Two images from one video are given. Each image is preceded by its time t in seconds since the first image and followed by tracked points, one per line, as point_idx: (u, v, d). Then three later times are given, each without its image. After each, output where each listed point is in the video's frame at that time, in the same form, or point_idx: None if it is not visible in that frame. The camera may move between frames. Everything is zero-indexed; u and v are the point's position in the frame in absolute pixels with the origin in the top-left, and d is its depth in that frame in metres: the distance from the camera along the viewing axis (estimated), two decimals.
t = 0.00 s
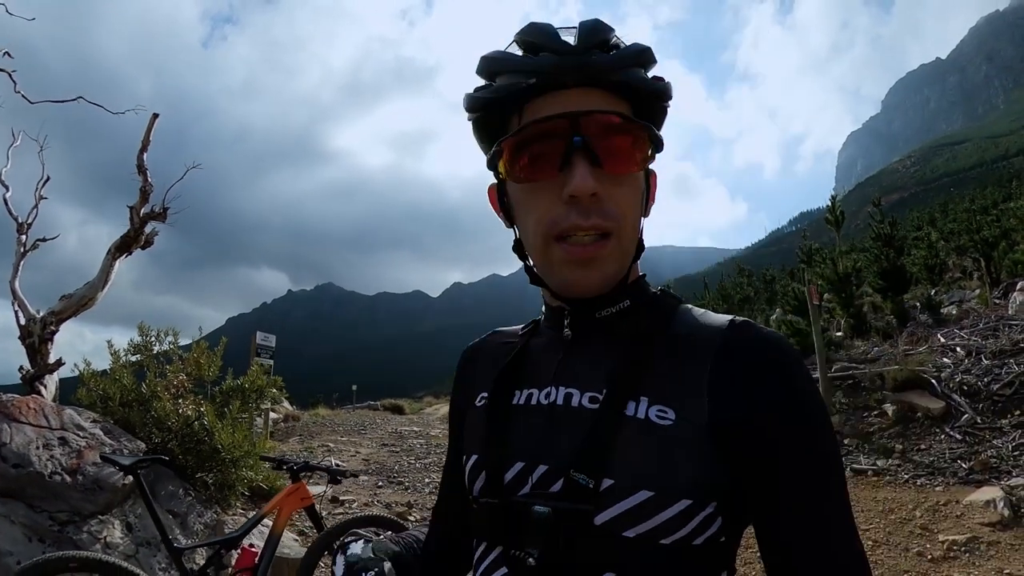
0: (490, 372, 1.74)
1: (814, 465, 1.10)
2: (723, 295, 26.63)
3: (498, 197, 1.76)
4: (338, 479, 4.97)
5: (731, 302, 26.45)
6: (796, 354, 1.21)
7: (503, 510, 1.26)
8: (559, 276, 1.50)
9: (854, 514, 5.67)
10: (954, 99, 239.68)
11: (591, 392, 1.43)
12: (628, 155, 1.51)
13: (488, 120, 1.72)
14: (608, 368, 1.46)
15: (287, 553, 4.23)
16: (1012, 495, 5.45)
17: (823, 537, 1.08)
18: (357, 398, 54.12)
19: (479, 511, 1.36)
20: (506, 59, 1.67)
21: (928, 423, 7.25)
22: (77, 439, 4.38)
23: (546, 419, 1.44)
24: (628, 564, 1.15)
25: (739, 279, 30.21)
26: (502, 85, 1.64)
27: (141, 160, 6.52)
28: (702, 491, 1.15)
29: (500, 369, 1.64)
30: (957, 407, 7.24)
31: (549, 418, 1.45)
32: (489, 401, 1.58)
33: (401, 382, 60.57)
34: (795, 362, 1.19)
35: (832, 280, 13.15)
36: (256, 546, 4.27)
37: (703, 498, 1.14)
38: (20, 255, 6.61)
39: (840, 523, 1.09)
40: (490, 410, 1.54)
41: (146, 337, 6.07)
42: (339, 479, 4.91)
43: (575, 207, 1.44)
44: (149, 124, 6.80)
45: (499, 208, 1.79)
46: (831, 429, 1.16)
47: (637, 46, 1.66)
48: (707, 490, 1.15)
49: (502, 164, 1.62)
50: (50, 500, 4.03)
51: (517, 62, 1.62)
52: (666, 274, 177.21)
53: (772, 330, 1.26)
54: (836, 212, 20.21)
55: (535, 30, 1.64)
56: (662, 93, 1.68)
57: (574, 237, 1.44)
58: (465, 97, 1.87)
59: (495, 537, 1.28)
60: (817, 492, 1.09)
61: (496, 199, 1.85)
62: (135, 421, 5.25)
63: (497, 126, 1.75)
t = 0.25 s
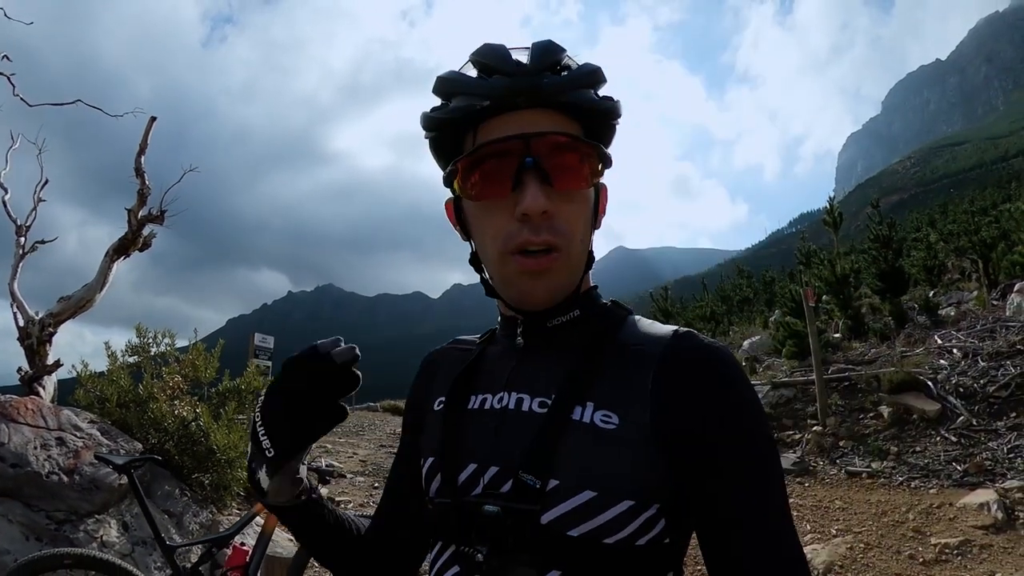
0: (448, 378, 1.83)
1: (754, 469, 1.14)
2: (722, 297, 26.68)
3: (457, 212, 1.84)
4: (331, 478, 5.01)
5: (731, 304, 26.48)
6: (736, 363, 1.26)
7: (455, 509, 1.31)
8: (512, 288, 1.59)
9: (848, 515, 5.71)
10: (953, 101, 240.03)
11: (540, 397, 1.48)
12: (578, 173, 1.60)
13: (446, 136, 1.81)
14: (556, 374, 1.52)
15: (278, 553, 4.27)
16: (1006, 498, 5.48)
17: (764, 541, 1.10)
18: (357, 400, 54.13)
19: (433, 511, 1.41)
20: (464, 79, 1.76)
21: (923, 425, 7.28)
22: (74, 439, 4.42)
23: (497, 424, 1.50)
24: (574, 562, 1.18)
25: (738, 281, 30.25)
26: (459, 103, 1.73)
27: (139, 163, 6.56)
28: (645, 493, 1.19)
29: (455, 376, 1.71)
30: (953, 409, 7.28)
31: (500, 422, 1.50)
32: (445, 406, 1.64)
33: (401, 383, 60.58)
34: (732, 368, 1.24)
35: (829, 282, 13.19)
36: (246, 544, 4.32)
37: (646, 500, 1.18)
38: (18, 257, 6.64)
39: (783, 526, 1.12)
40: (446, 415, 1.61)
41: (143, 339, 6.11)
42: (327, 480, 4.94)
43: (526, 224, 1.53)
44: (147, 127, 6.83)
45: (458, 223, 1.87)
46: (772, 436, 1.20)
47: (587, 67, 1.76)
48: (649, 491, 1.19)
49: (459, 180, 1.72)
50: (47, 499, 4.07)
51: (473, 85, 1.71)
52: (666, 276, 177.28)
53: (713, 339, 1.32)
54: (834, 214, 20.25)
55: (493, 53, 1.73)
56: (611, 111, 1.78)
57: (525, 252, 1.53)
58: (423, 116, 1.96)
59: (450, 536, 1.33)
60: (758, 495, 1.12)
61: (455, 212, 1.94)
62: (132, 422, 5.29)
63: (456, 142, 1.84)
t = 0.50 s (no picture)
0: (447, 379, 1.84)
1: (751, 469, 1.15)
2: (720, 298, 26.71)
3: (453, 210, 1.85)
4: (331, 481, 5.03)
5: (729, 305, 26.52)
6: (735, 364, 1.26)
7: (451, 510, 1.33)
8: (504, 282, 1.60)
9: (846, 516, 5.71)
10: (952, 102, 240.39)
11: (535, 399, 1.50)
12: (571, 168, 1.61)
13: (442, 131, 1.84)
14: (552, 376, 1.54)
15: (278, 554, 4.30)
16: (1004, 498, 5.49)
17: (761, 541, 1.12)
18: (355, 401, 54.13)
19: (429, 511, 1.43)
20: (459, 74, 1.78)
21: (922, 426, 7.29)
22: (73, 440, 4.42)
23: (494, 426, 1.51)
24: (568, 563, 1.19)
25: (737, 282, 30.30)
26: (453, 98, 1.76)
27: (138, 164, 6.56)
28: (641, 495, 1.20)
29: (452, 376, 1.72)
30: (952, 409, 7.29)
31: (496, 423, 1.51)
32: (442, 407, 1.66)
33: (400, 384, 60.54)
34: (731, 369, 1.25)
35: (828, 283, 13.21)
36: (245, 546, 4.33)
37: (641, 503, 1.19)
38: (18, 258, 6.65)
39: (780, 526, 1.14)
40: (443, 417, 1.62)
41: (142, 340, 6.11)
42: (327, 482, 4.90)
43: (517, 216, 1.54)
44: (147, 128, 6.84)
45: (454, 222, 1.88)
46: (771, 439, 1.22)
47: (583, 64, 1.77)
48: (644, 494, 1.20)
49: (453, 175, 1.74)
50: (47, 500, 4.08)
51: (468, 80, 1.74)
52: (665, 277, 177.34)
53: (710, 340, 1.32)
54: (833, 215, 20.28)
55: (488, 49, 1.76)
56: (608, 108, 1.79)
57: (515, 243, 1.54)
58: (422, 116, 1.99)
59: (446, 537, 1.35)
60: (755, 495, 1.14)
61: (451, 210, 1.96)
62: (131, 423, 5.29)
63: (452, 138, 1.86)
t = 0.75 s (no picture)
0: (453, 391, 1.84)
1: (752, 477, 1.13)
2: (719, 300, 26.73)
3: (451, 224, 1.85)
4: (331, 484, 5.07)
5: (729, 307, 26.53)
6: (740, 374, 1.25)
7: (454, 523, 1.34)
8: (502, 291, 1.59)
9: (847, 518, 5.71)
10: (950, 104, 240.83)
11: (538, 412, 1.50)
12: (563, 172, 1.60)
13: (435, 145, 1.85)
14: (555, 387, 1.53)
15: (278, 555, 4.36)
16: (1004, 500, 5.49)
17: (765, 550, 1.09)
18: (354, 403, 54.07)
19: (434, 524, 1.43)
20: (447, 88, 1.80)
21: (921, 427, 7.29)
22: (73, 443, 4.41)
23: (498, 438, 1.51)
24: None
25: (736, 284, 30.32)
26: (443, 111, 1.78)
27: (138, 167, 6.56)
28: (643, 509, 1.20)
29: (458, 389, 1.73)
30: (951, 411, 7.29)
31: (499, 436, 1.52)
32: (448, 419, 1.67)
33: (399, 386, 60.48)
34: (736, 379, 1.24)
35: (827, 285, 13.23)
36: (247, 549, 4.33)
37: (644, 516, 1.19)
38: (18, 261, 6.64)
39: (787, 536, 1.11)
40: (449, 429, 1.64)
41: (142, 343, 6.10)
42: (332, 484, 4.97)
43: (511, 223, 1.54)
44: (146, 131, 6.84)
45: (453, 236, 1.88)
46: (778, 449, 1.19)
47: (569, 68, 1.77)
48: (646, 508, 1.20)
49: (447, 187, 1.74)
50: (46, 504, 4.06)
51: (456, 92, 1.75)
52: (664, 279, 177.40)
53: (714, 350, 1.31)
54: (832, 217, 20.31)
55: (473, 60, 1.78)
56: (598, 110, 1.78)
57: (510, 250, 1.53)
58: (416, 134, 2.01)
59: (450, 551, 1.35)
60: (757, 500, 1.11)
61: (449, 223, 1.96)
62: (131, 426, 5.28)
63: (446, 151, 1.88)
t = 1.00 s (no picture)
0: (461, 394, 1.85)
1: (758, 473, 1.13)
2: (718, 301, 26.76)
3: (456, 224, 1.85)
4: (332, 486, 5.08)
5: (727, 308, 26.56)
6: (746, 371, 1.25)
7: (465, 524, 1.34)
8: (509, 286, 1.58)
9: (846, 518, 5.71)
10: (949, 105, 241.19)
11: (546, 412, 1.50)
12: (571, 169, 1.60)
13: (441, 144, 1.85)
14: (562, 388, 1.54)
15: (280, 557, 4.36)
16: (1004, 500, 5.50)
17: (773, 545, 1.09)
18: (353, 403, 54.03)
19: (446, 527, 1.44)
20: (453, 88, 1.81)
21: (921, 428, 7.30)
22: (73, 444, 4.41)
23: (507, 439, 1.52)
24: None
25: (735, 284, 30.36)
26: (449, 109, 1.78)
27: (138, 167, 6.56)
28: (652, 507, 1.20)
29: (467, 392, 1.74)
30: (950, 412, 7.30)
31: (508, 437, 1.52)
32: (458, 423, 1.68)
33: (398, 386, 60.43)
34: (743, 376, 1.23)
35: (826, 285, 13.23)
36: (248, 550, 4.33)
37: (653, 516, 1.19)
38: (18, 260, 6.63)
39: (795, 531, 1.10)
40: (459, 433, 1.65)
41: (141, 343, 6.09)
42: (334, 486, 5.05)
43: (519, 219, 1.53)
44: (146, 131, 6.83)
45: (458, 236, 1.88)
46: (785, 444, 1.19)
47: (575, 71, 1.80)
48: (655, 506, 1.20)
49: (453, 186, 1.74)
50: (46, 504, 4.06)
51: (463, 92, 1.76)
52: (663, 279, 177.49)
53: (720, 348, 1.31)
54: (831, 218, 20.33)
55: (480, 61, 1.79)
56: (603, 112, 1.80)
57: (518, 246, 1.53)
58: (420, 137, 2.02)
59: (462, 552, 1.37)
60: (762, 498, 1.11)
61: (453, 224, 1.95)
62: (131, 426, 5.27)
63: (451, 151, 1.88)
